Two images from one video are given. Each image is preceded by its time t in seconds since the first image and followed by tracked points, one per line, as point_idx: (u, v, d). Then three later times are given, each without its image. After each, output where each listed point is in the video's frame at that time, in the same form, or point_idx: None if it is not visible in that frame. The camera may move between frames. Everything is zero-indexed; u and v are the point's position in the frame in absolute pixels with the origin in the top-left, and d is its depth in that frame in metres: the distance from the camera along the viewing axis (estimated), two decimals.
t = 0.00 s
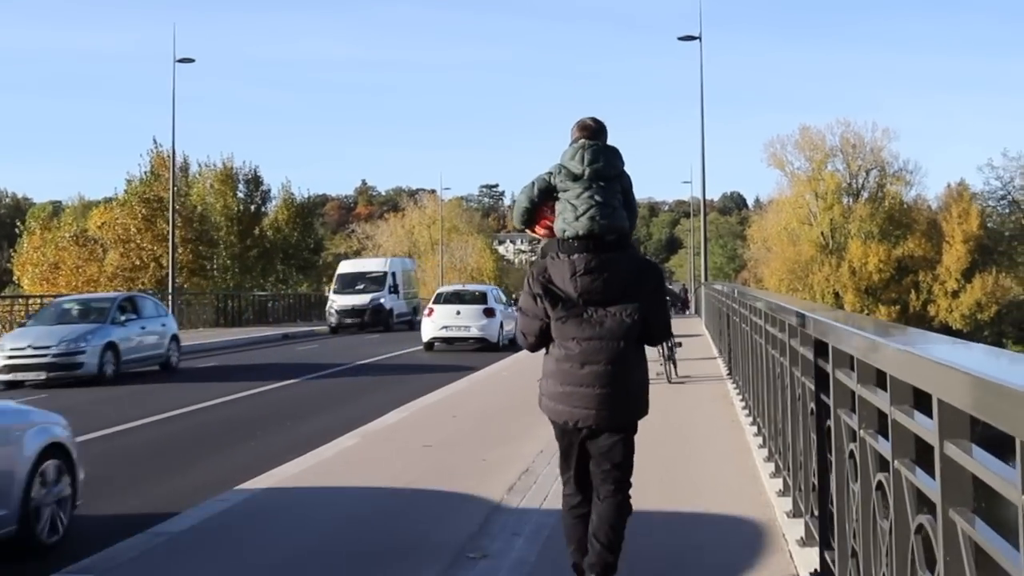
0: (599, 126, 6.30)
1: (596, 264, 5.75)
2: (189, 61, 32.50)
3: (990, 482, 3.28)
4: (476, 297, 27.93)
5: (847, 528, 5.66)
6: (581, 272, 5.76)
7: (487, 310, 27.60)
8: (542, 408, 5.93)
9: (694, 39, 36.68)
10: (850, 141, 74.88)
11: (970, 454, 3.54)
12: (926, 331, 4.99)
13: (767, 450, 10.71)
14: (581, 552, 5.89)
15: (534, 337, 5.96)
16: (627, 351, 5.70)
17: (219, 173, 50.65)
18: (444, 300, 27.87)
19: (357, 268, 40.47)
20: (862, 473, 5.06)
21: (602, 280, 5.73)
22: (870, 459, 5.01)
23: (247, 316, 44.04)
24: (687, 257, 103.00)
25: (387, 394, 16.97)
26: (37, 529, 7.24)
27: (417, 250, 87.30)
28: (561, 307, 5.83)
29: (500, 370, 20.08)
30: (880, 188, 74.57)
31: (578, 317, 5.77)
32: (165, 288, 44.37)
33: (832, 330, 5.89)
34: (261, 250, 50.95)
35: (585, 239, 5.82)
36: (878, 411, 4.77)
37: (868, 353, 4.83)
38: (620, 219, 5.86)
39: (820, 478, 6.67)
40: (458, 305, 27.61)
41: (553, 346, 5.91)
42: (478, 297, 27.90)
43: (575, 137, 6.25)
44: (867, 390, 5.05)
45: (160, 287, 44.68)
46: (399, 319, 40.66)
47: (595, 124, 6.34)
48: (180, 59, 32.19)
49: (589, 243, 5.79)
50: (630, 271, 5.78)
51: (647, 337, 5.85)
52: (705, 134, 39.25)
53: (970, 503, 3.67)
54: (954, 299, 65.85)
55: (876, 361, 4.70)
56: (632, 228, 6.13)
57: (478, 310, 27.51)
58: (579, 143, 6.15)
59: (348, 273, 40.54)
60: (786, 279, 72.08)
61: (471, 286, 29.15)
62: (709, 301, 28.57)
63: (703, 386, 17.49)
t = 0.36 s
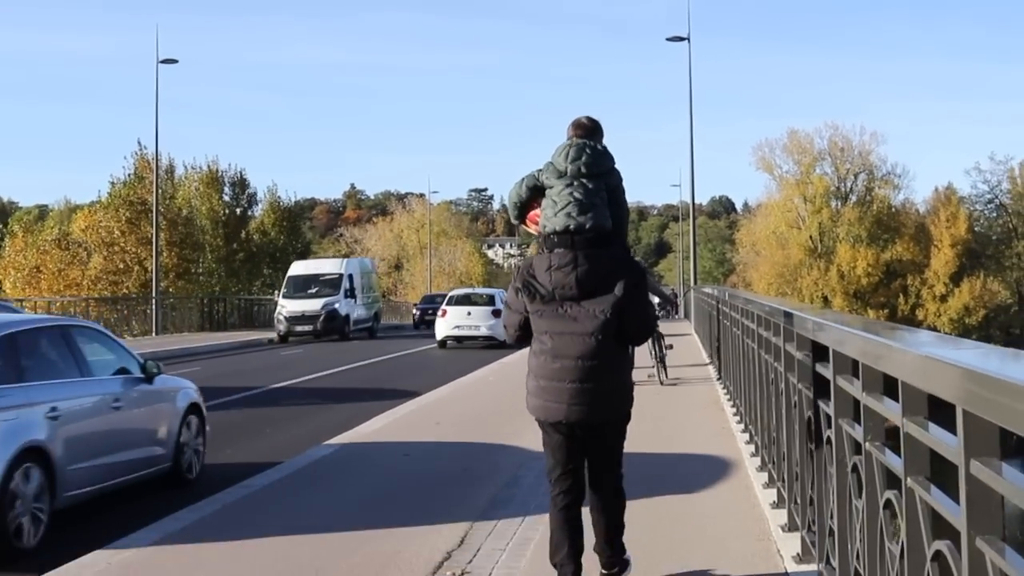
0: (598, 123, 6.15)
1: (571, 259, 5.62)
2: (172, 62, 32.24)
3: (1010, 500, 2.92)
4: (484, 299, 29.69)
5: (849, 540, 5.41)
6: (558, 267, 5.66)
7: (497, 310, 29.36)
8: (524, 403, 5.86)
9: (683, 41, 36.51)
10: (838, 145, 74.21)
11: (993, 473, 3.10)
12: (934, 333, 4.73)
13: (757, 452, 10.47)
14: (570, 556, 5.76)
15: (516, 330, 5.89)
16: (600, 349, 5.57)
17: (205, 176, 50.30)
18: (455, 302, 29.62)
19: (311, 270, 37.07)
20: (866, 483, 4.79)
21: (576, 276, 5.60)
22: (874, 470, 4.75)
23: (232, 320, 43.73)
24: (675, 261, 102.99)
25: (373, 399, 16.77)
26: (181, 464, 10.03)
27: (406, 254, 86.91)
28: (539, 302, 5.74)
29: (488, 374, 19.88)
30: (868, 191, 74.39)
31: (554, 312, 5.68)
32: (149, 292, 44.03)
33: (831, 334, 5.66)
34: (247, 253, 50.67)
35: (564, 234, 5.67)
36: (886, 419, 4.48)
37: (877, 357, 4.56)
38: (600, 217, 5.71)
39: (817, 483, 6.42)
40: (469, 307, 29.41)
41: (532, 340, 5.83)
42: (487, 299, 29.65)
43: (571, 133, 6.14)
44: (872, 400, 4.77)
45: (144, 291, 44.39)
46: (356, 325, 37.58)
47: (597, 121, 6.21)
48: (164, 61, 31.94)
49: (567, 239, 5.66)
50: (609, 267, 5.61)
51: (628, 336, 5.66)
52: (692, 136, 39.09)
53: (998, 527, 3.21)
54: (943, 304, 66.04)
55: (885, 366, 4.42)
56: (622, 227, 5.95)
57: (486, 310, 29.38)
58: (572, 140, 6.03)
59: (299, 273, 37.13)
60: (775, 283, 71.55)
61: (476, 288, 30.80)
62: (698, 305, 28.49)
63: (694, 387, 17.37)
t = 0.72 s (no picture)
0: (597, 136, 6.44)
1: (584, 271, 5.84)
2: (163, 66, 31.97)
3: None
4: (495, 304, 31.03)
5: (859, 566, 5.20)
6: (571, 277, 5.87)
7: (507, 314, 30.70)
8: (541, 411, 6.00)
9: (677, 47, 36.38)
10: (832, 151, 73.81)
11: None
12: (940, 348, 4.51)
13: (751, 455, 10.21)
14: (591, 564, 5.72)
15: (532, 341, 6.08)
16: (617, 358, 5.76)
17: (195, 182, 50.02)
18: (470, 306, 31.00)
19: (262, 274, 33.48)
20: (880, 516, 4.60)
21: (590, 286, 5.81)
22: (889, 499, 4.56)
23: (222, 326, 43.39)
24: (669, 268, 102.79)
25: (362, 411, 16.47)
26: (268, 432, 12.45)
27: (398, 260, 86.54)
28: (553, 312, 5.94)
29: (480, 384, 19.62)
30: (862, 198, 74.15)
31: (569, 321, 5.87)
32: (138, 298, 43.69)
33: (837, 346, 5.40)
34: (238, 259, 50.40)
35: (576, 246, 5.94)
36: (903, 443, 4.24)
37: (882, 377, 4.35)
38: (608, 227, 5.97)
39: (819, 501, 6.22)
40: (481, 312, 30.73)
41: (547, 350, 6.01)
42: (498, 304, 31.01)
43: (573, 148, 6.41)
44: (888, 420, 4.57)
45: (133, 296, 44.01)
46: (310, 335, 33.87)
47: (595, 136, 6.49)
48: (153, 66, 31.70)
49: (578, 251, 5.92)
50: (620, 274, 5.85)
51: (641, 341, 5.86)
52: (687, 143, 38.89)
53: None
54: (937, 309, 65.96)
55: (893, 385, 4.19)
56: (628, 236, 6.22)
57: (498, 314, 31.08)
58: (574, 153, 6.30)
59: (248, 279, 33.71)
60: (769, 290, 71.07)
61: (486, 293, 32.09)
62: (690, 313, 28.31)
63: (689, 393, 17.16)
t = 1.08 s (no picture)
0: (597, 142, 6.52)
1: (591, 274, 5.95)
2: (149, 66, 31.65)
3: None
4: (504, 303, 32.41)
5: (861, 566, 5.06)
6: (578, 279, 5.97)
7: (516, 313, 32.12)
8: (546, 412, 6.13)
9: (668, 44, 36.15)
10: (821, 150, 73.54)
11: None
12: (957, 347, 4.28)
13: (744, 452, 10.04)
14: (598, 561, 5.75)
15: (539, 343, 6.20)
16: (624, 357, 5.89)
17: (181, 182, 49.58)
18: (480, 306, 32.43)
19: (195, 274, 29.02)
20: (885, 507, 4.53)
21: (597, 289, 5.93)
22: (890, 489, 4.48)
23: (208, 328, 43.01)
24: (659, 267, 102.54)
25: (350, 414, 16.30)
26: (321, 409, 15.32)
27: (387, 261, 86.03)
28: (560, 314, 6.06)
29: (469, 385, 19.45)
30: (851, 197, 73.86)
31: (577, 323, 6.00)
32: (124, 301, 43.25)
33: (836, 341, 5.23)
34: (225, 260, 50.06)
35: (581, 250, 6.00)
36: (927, 454, 3.99)
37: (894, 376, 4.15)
38: (613, 229, 6.06)
39: (815, 498, 6.06)
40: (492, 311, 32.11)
41: (554, 353, 6.13)
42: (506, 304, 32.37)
43: (574, 152, 6.48)
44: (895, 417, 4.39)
45: (118, 299, 43.59)
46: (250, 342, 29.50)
47: (592, 140, 6.56)
48: (138, 65, 31.33)
49: (586, 254, 5.99)
50: (626, 277, 5.98)
51: (647, 341, 6.02)
52: (677, 141, 38.64)
53: None
54: (928, 308, 65.99)
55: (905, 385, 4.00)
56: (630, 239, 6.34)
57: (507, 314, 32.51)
58: (576, 158, 6.38)
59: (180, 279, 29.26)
60: (759, 289, 70.92)
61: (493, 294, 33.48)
62: (681, 313, 28.14)
63: (683, 392, 16.99)
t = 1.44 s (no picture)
0: (601, 131, 6.32)
1: (580, 261, 5.80)
2: (137, 61, 31.35)
3: None
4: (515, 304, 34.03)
5: (851, 566, 4.82)
6: (568, 267, 5.82)
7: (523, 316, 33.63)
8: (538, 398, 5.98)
9: (663, 40, 35.93)
10: (816, 146, 73.20)
11: None
12: (977, 348, 3.89)
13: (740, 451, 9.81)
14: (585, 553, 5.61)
15: (531, 330, 6.05)
16: (612, 346, 5.71)
17: (172, 180, 49.32)
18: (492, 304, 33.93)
19: (118, 270, 24.90)
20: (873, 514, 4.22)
21: (587, 276, 5.77)
22: (882, 486, 4.20)
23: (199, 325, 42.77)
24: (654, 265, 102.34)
25: (342, 410, 16.08)
26: (365, 389, 17.50)
27: (381, 259, 85.79)
28: (552, 302, 5.90)
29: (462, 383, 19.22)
30: (846, 194, 73.62)
31: (566, 311, 5.83)
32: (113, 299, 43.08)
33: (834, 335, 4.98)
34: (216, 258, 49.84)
35: (574, 237, 5.85)
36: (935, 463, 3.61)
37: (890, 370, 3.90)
38: (608, 218, 5.88)
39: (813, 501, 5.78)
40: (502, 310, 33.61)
41: (545, 340, 5.97)
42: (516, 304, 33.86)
43: (577, 142, 6.30)
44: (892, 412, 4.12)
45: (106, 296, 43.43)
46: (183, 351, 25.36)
47: (600, 131, 6.36)
48: (127, 60, 31.09)
49: (577, 242, 5.83)
50: (616, 267, 5.78)
51: (637, 333, 5.81)
52: (670, 137, 38.38)
53: None
54: (922, 305, 65.81)
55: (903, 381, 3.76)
56: (630, 229, 6.13)
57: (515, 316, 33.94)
58: (577, 147, 6.21)
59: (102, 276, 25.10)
60: (754, 286, 70.69)
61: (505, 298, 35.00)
62: (676, 310, 27.92)
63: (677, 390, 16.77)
